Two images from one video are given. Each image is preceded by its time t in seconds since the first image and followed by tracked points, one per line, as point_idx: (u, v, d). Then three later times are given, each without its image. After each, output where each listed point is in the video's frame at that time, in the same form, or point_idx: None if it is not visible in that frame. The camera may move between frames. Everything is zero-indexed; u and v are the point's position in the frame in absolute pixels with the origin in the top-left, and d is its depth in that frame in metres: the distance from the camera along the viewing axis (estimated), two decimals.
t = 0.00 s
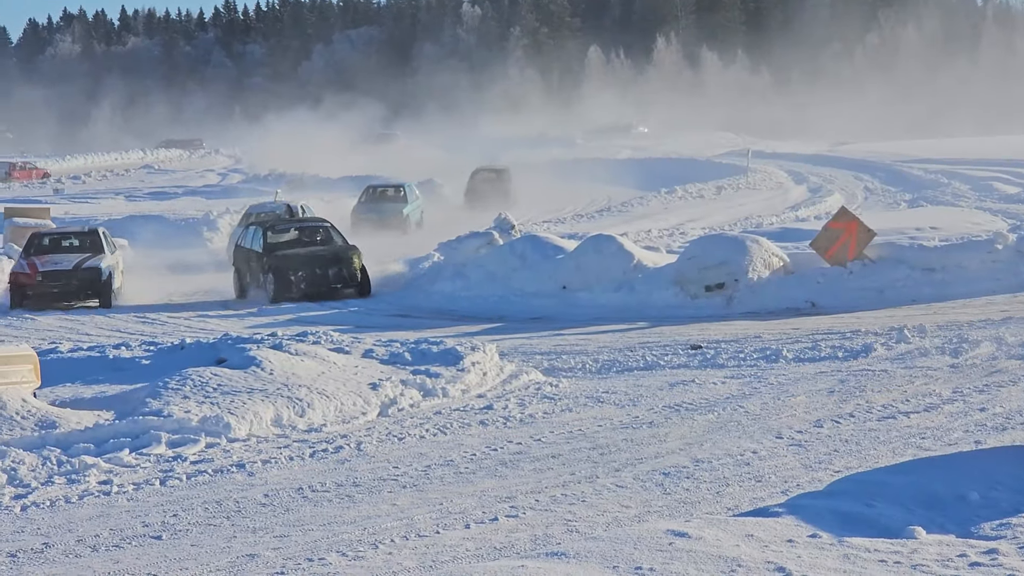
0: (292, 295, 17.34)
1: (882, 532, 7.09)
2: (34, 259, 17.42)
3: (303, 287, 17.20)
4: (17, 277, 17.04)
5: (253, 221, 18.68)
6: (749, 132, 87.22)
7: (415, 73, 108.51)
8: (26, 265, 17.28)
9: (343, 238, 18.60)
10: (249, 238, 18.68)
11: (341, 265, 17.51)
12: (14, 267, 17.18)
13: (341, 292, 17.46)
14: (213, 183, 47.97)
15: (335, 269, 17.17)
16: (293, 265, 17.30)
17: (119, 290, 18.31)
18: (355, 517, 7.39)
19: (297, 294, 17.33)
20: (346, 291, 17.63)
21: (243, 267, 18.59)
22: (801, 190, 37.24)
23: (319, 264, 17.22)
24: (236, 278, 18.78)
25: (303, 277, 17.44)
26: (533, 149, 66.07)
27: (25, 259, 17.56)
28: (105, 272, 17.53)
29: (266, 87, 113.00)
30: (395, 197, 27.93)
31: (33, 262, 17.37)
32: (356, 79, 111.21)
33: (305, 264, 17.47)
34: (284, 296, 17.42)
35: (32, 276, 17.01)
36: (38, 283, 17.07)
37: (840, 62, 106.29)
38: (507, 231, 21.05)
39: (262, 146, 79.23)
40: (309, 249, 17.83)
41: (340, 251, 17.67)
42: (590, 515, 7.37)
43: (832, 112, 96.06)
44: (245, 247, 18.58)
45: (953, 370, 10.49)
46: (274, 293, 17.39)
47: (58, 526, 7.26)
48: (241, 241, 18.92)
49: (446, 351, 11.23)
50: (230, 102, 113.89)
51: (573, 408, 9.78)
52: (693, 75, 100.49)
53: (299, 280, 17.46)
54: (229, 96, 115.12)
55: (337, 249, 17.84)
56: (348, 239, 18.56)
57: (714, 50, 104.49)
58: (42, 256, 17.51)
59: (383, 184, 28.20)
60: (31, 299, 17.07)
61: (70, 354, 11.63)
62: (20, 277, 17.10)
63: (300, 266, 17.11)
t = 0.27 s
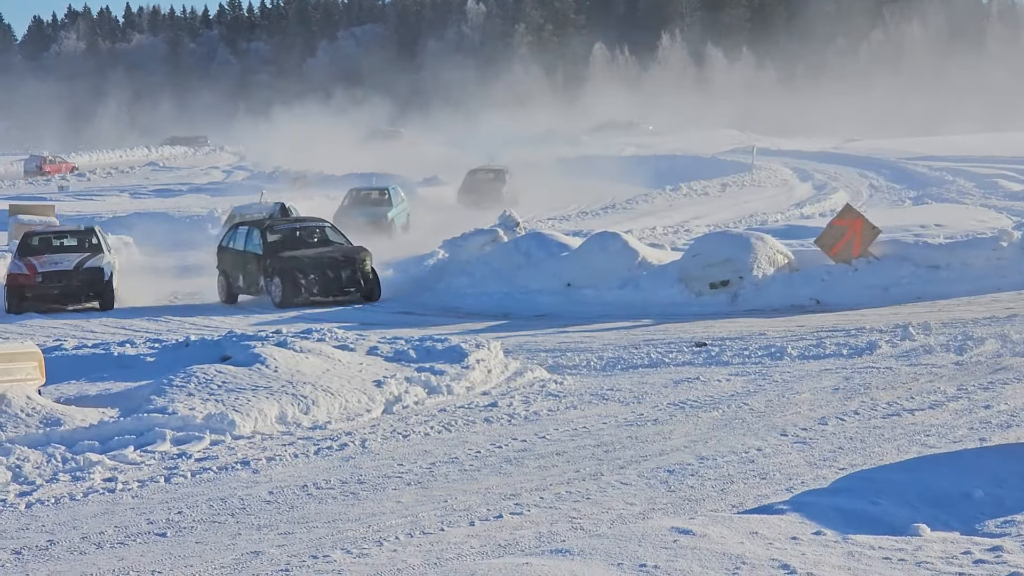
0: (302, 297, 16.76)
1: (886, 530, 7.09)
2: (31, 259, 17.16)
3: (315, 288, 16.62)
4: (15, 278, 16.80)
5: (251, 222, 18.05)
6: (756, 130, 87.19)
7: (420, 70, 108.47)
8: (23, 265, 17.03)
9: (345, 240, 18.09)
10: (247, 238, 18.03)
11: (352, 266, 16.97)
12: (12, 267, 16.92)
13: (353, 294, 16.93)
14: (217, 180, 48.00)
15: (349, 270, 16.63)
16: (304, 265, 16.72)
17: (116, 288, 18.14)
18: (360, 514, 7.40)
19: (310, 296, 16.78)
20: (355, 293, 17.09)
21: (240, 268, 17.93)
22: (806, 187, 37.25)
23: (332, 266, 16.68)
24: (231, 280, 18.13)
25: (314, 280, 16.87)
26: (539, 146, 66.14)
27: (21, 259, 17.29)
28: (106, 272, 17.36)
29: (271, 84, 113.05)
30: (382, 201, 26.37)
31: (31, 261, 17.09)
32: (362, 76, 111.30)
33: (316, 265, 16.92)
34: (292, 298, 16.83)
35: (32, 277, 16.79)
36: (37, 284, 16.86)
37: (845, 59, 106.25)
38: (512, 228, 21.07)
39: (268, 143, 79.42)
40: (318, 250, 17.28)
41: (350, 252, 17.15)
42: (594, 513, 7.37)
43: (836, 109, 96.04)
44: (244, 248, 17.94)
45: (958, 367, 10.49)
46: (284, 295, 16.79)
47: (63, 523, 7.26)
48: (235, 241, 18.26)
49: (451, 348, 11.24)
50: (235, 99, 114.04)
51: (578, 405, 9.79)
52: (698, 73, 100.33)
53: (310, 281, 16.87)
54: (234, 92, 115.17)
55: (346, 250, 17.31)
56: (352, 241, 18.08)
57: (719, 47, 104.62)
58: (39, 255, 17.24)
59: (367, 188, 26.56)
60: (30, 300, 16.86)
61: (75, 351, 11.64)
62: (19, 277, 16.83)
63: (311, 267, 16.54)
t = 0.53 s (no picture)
0: (317, 304, 16.15)
1: (886, 527, 7.10)
2: (33, 261, 16.75)
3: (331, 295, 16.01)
4: (21, 282, 16.41)
5: (253, 224, 17.36)
6: (758, 128, 87.09)
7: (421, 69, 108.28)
8: (27, 268, 16.63)
9: (352, 241, 17.50)
10: (249, 241, 17.34)
11: (366, 269, 16.38)
12: (15, 271, 16.52)
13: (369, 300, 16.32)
14: (217, 178, 48.01)
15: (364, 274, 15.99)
16: (319, 271, 16.09)
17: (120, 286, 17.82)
18: (361, 512, 7.38)
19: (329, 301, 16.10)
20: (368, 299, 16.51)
21: (243, 272, 17.26)
22: (808, 184, 37.26)
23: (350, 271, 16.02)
24: (233, 284, 17.45)
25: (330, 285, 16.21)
26: (541, 144, 66.14)
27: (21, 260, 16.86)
28: (113, 271, 17.08)
29: (273, 83, 113.10)
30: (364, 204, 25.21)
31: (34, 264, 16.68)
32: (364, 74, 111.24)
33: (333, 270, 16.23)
34: (306, 305, 16.21)
35: (39, 281, 16.42)
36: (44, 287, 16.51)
37: (846, 57, 106.15)
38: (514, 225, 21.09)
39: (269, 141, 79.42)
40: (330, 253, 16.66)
41: (362, 255, 16.54)
42: (595, 510, 7.38)
43: (838, 109, 96.02)
44: (247, 251, 17.25)
45: (959, 365, 10.50)
46: (298, 302, 16.16)
47: (65, 520, 7.27)
48: (236, 243, 17.57)
49: (452, 345, 11.23)
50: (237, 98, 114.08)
51: (580, 402, 9.78)
52: (699, 71, 100.18)
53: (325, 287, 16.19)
54: (235, 91, 115.19)
55: (357, 252, 16.70)
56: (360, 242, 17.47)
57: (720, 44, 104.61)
58: (42, 257, 16.79)
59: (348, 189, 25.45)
60: (38, 304, 16.51)
61: (76, 348, 11.64)
62: (24, 281, 16.47)
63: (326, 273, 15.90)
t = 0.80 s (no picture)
0: (342, 309, 15.35)
1: (886, 524, 7.09)
2: (46, 263, 16.03)
3: (360, 300, 15.24)
4: (36, 284, 15.65)
5: (265, 225, 16.47)
6: (757, 126, 87.20)
7: (419, 66, 108.31)
8: (39, 270, 15.89)
9: (365, 244, 16.76)
10: (260, 242, 16.44)
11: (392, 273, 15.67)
12: (29, 273, 15.77)
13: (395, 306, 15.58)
14: (216, 175, 47.95)
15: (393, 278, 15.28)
16: (345, 274, 15.30)
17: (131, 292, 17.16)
18: (360, 509, 7.38)
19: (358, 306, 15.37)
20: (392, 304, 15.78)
21: (253, 275, 16.33)
22: (806, 182, 37.30)
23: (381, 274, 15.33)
24: (240, 288, 16.49)
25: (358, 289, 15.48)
26: (540, 141, 66.17)
27: (32, 261, 16.14)
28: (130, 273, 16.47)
29: (272, 80, 113.02)
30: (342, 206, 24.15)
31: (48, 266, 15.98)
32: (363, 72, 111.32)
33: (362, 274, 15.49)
34: (329, 310, 15.38)
35: (55, 283, 15.69)
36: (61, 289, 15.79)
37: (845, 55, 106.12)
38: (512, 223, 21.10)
39: (268, 137, 79.44)
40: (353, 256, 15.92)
41: (387, 258, 15.82)
42: (594, 507, 7.37)
43: (837, 106, 96.10)
44: (258, 253, 16.35)
45: (957, 361, 10.51)
46: (322, 307, 15.33)
47: (63, 517, 7.26)
48: (244, 245, 16.63)
49: (451, 343, 11.22)
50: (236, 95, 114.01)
51: (578, 400, 9.79)
52: (698, 69, 100.29)
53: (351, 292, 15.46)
54: (234, 89, 115.08)
55: (380, 256, 15.97)
56: (377, 247, 16.75)
57: (719, 42, 104.65)
58: (56, 259, 16.12)
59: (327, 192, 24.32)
60: (53, 308, 15.76)
61: (75, 345, 11.63)
62: (39, 282, 15.72)
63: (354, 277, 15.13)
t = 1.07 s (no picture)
0: (382, 312, 14.77)
1: (884, 523, 7.08)
2: (61, 264, 15.60)
3: (402, 303, 14.69)
4: (53, 287, 15.23)
5: (292, 226, 15.91)
6: (754, 123, 87.23)
7: (416, 64, 108.24)
8: (54, 272, 15.46)
9: (398, 245, 16.17)
10: (287, 245, 15.87)
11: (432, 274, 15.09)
12: (44, 276, 15.33)
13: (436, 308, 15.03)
14: (213, 173, 47.90)
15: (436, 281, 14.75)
16: (385, 276, 14.74)
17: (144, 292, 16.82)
18: (358, 507, 7.38)
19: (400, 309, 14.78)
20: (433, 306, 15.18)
21: (281, 278, 15.76)
22: (804, 180, 37.30)
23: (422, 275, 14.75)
24: (266, 292, 15.90)
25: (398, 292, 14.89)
26: (538, 139, 66.14)
27: (46, 263, 15.69)
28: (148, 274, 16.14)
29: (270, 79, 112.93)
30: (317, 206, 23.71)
31: (64, 267, 15.56)
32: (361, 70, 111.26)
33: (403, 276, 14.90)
34: (369, 314, 14.82)
35: (74, 286, 15.29)
36: (80, 292, 15.41)
37: (842, 52, 106.23)
38: (509, 221, 21.12)
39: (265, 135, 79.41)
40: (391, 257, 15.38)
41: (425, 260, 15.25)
42: (592, 505, 7.38)
43: (834, 104, 96.08)
44: (286, 255, 15.77)
45: (954, 359, 10.51)
46: (362, 311, 14.77)
47: (61, 515, 7.26)
48: (268, 247, 16.05)
49: (448, 341, 11.22)
50: (234, 93, 113.90)
51: (576, 398, 9.79)
52: (697, 67, 100.33)
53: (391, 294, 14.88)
54: (232, 87, 114.98)
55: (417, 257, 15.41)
56: (409, 248, 16.25)
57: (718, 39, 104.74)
58: (72, 261, 15.72)
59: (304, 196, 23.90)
60: (71, 311, 15.37)
61: (72, 343, 11.63)
62: (58, 285, 15.30)
63: (395, 280, 14.56)
